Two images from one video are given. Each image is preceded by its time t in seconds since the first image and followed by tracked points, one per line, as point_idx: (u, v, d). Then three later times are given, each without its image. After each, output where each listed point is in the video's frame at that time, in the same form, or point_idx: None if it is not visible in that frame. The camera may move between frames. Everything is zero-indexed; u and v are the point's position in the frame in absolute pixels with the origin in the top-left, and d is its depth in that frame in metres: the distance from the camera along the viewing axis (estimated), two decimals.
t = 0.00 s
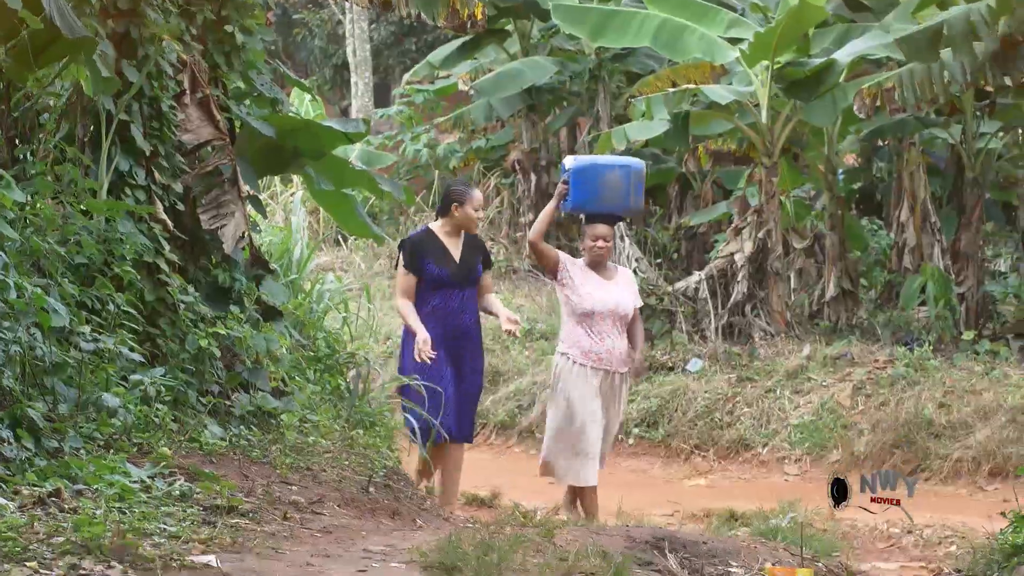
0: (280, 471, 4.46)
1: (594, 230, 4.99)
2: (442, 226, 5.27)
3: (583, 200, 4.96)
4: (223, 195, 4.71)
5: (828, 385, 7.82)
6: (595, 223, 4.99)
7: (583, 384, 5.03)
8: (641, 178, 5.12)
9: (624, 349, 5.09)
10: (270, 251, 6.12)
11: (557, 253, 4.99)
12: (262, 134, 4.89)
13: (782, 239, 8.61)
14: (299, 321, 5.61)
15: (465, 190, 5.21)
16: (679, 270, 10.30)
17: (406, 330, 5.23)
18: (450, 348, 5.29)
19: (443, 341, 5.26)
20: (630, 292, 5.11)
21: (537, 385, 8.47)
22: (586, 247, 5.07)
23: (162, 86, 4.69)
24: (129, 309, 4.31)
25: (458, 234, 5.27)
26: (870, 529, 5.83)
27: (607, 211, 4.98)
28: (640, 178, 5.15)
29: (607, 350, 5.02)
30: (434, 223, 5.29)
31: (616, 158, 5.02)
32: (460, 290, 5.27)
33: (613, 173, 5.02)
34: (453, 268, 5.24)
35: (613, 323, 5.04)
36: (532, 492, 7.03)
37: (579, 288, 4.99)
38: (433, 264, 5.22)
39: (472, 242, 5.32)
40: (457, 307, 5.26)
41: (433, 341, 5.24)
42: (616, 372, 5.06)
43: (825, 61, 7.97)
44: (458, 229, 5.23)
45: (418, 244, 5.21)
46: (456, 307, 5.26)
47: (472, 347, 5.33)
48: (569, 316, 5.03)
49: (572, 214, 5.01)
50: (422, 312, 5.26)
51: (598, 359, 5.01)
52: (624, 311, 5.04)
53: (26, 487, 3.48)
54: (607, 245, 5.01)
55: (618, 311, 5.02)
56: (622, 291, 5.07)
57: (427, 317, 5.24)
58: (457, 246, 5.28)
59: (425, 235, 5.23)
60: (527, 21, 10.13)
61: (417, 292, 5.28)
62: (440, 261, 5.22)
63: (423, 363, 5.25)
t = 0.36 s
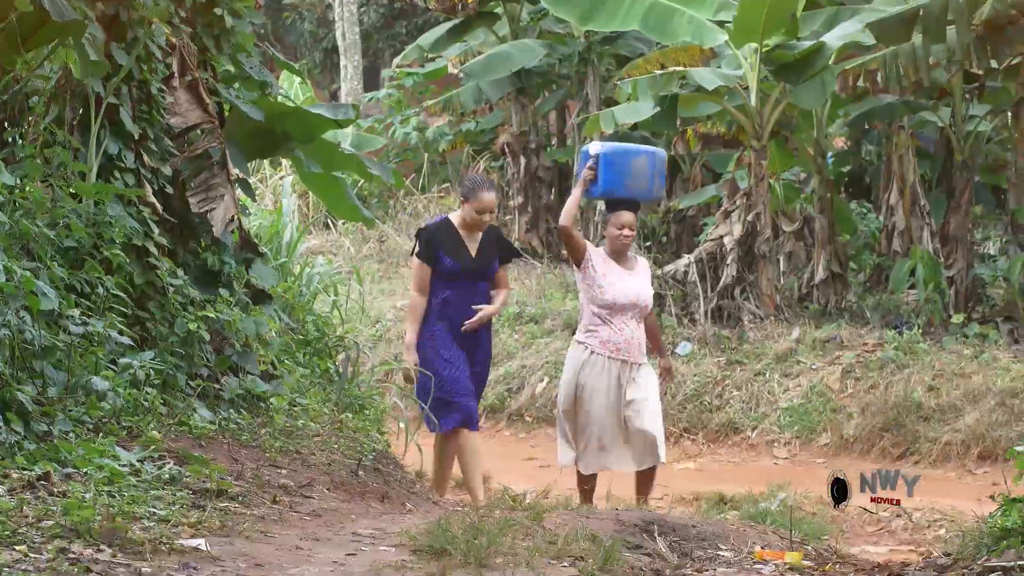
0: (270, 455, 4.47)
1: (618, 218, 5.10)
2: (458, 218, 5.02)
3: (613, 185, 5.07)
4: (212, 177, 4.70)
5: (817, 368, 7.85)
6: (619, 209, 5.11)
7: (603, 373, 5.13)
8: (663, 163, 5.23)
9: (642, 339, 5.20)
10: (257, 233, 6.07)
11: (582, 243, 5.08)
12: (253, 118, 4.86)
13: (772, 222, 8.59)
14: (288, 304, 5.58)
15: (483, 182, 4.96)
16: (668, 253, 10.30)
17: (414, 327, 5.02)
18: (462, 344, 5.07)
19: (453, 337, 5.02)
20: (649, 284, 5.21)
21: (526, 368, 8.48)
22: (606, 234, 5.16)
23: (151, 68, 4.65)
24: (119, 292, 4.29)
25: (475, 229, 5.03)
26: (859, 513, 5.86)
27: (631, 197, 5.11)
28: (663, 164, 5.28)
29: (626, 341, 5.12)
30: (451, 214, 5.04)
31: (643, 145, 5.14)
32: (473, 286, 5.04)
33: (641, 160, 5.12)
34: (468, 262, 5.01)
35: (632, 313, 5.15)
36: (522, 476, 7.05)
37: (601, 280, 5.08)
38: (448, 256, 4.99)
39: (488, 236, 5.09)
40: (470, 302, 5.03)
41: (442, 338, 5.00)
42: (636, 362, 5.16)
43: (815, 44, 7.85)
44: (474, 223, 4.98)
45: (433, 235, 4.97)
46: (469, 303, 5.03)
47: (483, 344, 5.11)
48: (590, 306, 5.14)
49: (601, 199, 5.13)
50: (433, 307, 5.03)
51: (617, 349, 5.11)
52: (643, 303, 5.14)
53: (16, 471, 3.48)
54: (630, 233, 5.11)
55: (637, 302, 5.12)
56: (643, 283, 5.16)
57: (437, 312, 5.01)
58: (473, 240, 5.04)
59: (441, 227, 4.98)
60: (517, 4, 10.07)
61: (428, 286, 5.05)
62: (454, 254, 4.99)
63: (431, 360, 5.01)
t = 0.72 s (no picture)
0: (256, 447, 4.47)
1: (649, 215, 4.82)
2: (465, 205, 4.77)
3: (640, 184, 4.85)
4: (200, 169, 4.61)
5: (803, 360, 7.88)
6: (651, 206, 4.85)
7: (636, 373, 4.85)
8: (689, 154, 5.01)
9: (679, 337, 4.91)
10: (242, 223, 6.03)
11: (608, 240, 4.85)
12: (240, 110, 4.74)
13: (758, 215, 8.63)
14: (276, 297, 5.52)
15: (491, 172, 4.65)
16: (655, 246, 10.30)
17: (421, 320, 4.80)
18: (472, 334, 4.84)
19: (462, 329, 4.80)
20: (685, 280, 4.92)
21: (513, 361, 8.51)
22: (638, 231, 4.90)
23: (138, 61, 4.60)
24: (106, 285, 4.29)
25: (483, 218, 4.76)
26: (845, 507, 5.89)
27: (663, 193, 4.86)
28: (689, 157, 5.03)
29: (662, 338, 4.84)
30: (457, 200, 4.79)
31: (667, 139, 4.90)
32: (483, 274, 4.81)
33: (666, 155, 4.89)
34: (477, 252, 4.76)
35: (668, 311, 4.86)
36: (509, 468, 7.08)
37: (632, 275, 4.83)
38: (456, 247, 4.75)
39: (497, 221, 4.84)
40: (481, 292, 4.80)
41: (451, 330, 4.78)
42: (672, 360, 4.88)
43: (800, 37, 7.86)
44: (480, 213, 4.72)
45: (439, 225, 4.73)
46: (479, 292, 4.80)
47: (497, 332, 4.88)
48: (623, 303, 4.87)
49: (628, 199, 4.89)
50: (442, 299, 4.80)
51: (651, 348, 4.84)
52: (678, 299, 4.86)
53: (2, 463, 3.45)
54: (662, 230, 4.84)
55: (672, 298, 4.84)
56: (678, 280, 4.89)
57: (445, 304, 4.79)
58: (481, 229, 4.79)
59: (448, 216, 4.73)
60: None
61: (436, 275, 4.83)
62: (463, 244, 4.75)
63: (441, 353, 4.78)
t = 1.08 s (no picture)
0: (233, 439, 4.45)
1: (651, 210, 4.84)
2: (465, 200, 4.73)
3: (638, 178, 4.86)
4: (176, 161, 4.57)
5: (780, 351, 7.91)
6: (652, 201, 4.84)
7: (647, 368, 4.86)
8: (696, 153, 5.01)
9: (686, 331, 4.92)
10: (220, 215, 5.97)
11: (612, 234, 4.83)
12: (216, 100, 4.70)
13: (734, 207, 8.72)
14: (253, 288, 5.46)
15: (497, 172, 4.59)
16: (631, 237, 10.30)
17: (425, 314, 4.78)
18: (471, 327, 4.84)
19: (462, 323, 4.79)
20: (690, 273, 4.93)
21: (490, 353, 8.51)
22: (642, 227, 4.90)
23: (116, 52, 4.59)
24: (83, 276, 4.25)
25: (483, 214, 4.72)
26: (820, 499, 5.92)
27: (663, 187, 4.83)
28: (694, 151, 5.04)
29: (671, 334, 4.84)
30: (457, 194, 4.76)
31: (667, 133, 4.93)
32: (481, 269, 4.79)
33: (666, 149, 4.91)
34: (475, 248, 4.75)
35: (675, 305, 4.86)
36: (486, 459, 7.08)
37: (639, 270, 4.81)
38: (455, 241, 4.73)
39: (498, 217, 4.80)
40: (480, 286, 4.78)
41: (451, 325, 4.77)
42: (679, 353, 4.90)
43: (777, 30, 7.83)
44: (480, 208, 4.68)
45: (438, 219, 4.69)
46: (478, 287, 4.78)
47: (499, 327, 4.84)
48: (630, 299, 4.85)
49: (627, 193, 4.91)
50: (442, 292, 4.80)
51: (662, 342, 4.84)
52: (686, 293, 4.86)
53: None
54: (665, 224, 4.83)
55: (680, 293, 4.84)
56: (683, 273, 4.89)
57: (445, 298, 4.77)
58: (481, 224, 4.76)
59: (448, 212, 4.69)
60: None
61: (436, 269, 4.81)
62: (462, 239, 4.73)
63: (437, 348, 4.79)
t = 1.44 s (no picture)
0: (202, 437, 4.43)
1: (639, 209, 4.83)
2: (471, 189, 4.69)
3: (622, 177, 4.83)
4: (145, 159, 4.68)
5: (749, 348, 7.94)
6: (642, 200, 4.83)
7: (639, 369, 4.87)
8: (687, 152, 4.88)
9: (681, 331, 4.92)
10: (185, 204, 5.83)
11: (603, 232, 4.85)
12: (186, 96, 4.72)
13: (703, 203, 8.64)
14: (221, 286, 5.32)
15: (502, 171, 4.56)
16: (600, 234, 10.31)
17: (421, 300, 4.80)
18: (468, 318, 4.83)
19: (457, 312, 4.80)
20: (685, 273, 4.91)
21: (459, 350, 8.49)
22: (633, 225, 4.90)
23: (83, 50, 4.49)
24: (52, 274, 4.22)
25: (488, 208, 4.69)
26: (790, 495, 5.95)
27: (648, 187, 4.80)
28: (687, 150, 4.92)
29: (664, 333, 4.85)
30: (465, 183, 4.72)
31: (655, 132, 4.85)
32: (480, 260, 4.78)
33: (653, 148, 4.84)
34: (476, 240, 4.73)
35: (668, 304, 4.86)
36: (455, 456, 7.06)
37: (630, 269, 4.83)
38: (456, 231, 4.71)
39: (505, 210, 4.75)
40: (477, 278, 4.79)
41: (444, 313, 4.78)
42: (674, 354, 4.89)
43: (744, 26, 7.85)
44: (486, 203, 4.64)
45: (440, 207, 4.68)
46: (474, 278, 4.78)
47: (496, 319, 4.84)
48: (622, 297, 4.88)
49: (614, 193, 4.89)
50: (439, 279, 4.80)
51: (654, 341, 4.84)
52: (680, 292, 4.86)
53: None
54: (655, 223, 4.83)
55: (672, 292, 4.84)
56: (677, 272, 4.88)
57: (440, 285, 4.78)
58: (485, 216, 4.72)
59: (450, 202, 4.68)
60: None
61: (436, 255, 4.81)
62: (463, 229, 4.71)
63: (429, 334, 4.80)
